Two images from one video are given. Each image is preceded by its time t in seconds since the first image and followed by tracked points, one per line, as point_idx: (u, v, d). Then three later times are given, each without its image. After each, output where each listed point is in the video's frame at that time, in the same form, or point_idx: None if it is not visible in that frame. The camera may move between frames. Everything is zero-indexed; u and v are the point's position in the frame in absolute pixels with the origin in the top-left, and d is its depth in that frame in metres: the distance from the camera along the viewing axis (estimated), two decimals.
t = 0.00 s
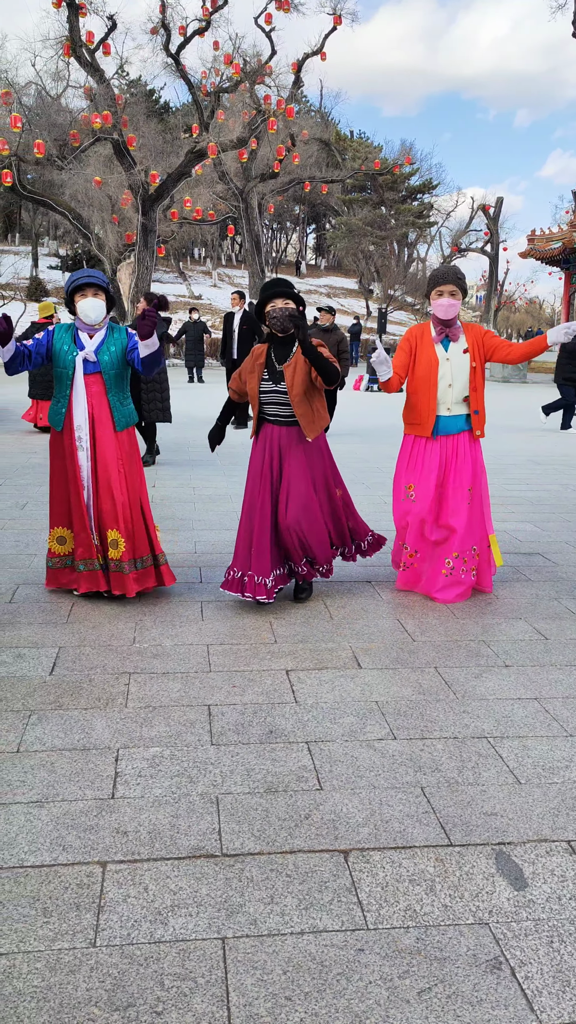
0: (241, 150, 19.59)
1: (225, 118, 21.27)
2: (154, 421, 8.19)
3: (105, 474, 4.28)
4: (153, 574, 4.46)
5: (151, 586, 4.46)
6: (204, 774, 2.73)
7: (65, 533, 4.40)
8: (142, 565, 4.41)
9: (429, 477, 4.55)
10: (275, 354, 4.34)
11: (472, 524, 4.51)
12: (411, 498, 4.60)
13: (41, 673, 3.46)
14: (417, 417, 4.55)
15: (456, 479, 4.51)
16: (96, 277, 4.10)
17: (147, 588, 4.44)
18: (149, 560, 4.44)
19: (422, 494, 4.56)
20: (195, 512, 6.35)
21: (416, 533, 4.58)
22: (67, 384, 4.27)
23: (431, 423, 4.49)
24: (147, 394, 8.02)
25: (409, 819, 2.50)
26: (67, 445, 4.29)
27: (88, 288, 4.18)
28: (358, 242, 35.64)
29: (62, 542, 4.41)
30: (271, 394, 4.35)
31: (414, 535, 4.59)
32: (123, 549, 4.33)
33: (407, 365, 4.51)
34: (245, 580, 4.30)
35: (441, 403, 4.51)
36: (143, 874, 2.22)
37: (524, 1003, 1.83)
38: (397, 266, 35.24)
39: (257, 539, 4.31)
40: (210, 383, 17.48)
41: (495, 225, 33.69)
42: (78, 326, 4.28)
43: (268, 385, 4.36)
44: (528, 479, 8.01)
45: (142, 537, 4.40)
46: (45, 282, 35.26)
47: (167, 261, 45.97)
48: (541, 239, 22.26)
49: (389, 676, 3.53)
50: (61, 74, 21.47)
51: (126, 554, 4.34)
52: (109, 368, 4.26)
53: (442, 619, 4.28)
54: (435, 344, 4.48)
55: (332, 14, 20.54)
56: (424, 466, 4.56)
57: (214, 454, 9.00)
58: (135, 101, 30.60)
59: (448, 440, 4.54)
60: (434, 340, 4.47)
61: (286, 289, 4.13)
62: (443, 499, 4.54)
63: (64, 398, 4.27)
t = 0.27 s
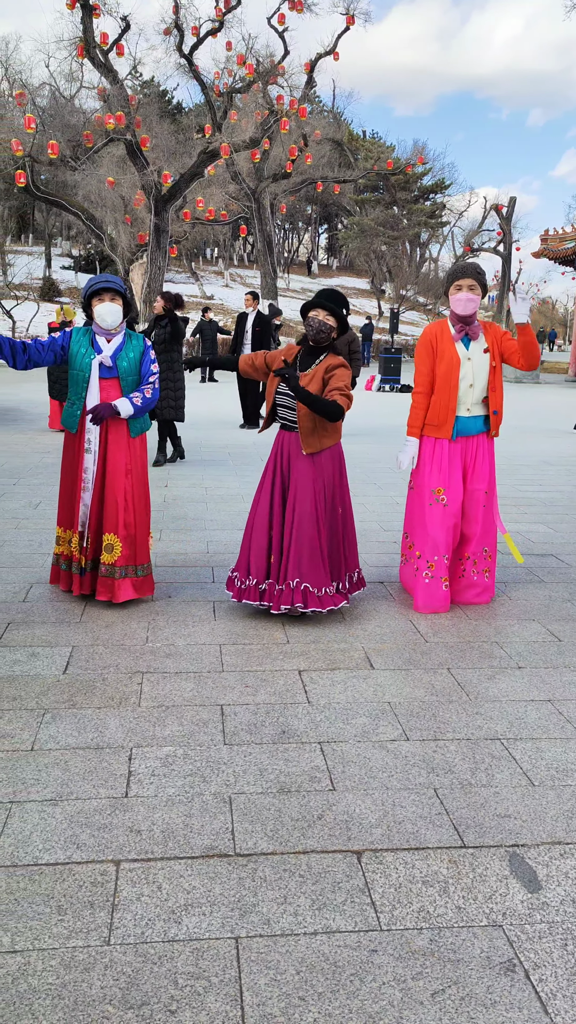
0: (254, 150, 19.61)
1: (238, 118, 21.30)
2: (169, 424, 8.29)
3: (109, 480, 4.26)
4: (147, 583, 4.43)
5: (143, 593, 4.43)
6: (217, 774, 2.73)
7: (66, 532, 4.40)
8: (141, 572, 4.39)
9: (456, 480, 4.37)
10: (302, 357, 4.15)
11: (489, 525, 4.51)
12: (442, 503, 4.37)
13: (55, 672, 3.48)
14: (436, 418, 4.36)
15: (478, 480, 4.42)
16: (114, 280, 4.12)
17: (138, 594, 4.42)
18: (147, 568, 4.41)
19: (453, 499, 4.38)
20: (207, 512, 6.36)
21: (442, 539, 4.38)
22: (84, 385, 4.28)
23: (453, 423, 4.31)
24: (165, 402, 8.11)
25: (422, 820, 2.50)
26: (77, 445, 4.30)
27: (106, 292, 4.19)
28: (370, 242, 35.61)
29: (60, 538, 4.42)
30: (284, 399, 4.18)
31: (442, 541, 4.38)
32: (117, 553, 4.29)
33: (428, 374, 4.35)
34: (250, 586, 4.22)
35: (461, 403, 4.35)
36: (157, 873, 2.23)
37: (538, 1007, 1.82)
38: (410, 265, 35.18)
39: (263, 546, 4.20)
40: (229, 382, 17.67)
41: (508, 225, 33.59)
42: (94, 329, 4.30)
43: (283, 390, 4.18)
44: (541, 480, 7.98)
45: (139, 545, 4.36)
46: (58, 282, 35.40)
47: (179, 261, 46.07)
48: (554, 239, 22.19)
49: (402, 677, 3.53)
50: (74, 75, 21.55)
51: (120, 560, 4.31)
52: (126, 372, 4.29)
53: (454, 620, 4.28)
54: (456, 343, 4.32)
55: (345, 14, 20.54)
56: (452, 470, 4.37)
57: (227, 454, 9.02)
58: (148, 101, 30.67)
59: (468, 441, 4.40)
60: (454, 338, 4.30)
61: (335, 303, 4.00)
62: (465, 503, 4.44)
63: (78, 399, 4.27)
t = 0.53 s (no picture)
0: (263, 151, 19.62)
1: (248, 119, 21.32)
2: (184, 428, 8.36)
3: (127, 473, 4.34)
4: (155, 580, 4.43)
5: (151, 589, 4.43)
6: (226, 773, 2.74)
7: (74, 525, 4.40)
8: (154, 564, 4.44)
9: (458, 481, 4.37)
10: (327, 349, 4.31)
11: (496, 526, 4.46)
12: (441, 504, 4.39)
13: (64, 671, 3.49)
14: (439, 412, 4.36)
15: (482, 482, 4.39)
16: (139, 280, 4.16)
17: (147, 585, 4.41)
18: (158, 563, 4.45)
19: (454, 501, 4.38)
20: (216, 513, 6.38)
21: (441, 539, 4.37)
22: (107, 377, 4.29)
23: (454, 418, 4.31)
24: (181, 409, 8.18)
25: (432, 821, 2.50)
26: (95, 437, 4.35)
27: (130, 289, 4.24)
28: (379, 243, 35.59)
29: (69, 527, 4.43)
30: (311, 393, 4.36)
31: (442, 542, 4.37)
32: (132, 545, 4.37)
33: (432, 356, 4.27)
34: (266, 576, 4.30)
35: (464, 398, 4.35)
36: (166, 872, 2.24)
37: (548, 1008, 1.82)
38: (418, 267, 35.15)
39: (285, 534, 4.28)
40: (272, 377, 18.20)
41: (517, 226, 33.50)
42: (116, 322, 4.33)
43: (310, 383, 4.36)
44: (550, 481, 7.96)
45: (150, 540, 4.40)
46: (68, 283, 35.53)
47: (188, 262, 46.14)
48: (563, 239, 22.14)
49: (410, 677, 3.54)
50: (84, 76, 21.61)
51: (127, 553, 4.38)
52: (149, 370, 4.35)
53: (463, 620, 4.28)
54: (461, 336, 4.31)
55: (355, 15, 20.54)
56: (453, 472, 4.37)
57: (236, 455, 9.03)
58: (158, 103, 30.73)
59: (472, 441, 4.38)
60: (458, 331, 4.30)
61: (350, 290, 4.14)
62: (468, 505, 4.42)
63: (102, 391, 4.28)
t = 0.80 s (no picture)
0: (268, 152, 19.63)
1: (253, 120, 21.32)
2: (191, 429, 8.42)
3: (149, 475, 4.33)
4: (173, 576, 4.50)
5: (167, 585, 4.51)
6: (230, 774, 2.74)
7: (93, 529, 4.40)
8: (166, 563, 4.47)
9: (457, 483, 4.36)
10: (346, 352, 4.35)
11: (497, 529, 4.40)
12: (440, 507, 4.39)
13: (69, 671, 3.49)
14: (439, 416, 4.34)
15: (483, 484, 4.35)
16: (152, 282, 4.15)
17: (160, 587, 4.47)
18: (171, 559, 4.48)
19: (452, 503, 4.37)
20: (220, 513, 6.38)
21: (440, 541, 4.39)
22: (121, 377, 4.30)
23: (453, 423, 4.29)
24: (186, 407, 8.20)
25: (435, 822, 2.50)
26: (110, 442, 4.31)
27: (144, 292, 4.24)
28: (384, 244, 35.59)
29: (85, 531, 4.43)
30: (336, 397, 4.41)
31: (442, 544, 4.39)
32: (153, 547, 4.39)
33: (441, 357, 4.23)
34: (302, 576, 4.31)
35: (465, 402, 4.33)
36: (170, 872, 2.24)
37: (552, 1010, 1.81)
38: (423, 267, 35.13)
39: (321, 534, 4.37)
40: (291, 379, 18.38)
41: (522, 226, 33.47)
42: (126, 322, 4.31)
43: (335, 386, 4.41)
44: (554, 482, 7.96)
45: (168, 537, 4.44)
46: (72, 283, 35.58)
47: (192, 262, 46.17)
48: (569, 240, 22.11)
49: (413, 677, 3.54)
50: (90, 78, 21.65)
51: (152, 553, 4.40)
52: (164, 371, 4.35)
53: (468, 621, 4.28)
54: (463, 340, 4.29)
55: (360, 15, 20.53)
56: (452, 473, 4.36)
57: (241, 455, 9.04)
58: (163, 103, 30.76)
59: (473, 443, 4.37)
60: (461, 334, 4.28)
61: (358, 289, 4.21)
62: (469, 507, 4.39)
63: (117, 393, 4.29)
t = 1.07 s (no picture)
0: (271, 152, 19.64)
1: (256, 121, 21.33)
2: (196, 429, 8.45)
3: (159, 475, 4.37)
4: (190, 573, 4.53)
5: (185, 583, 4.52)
6: (232, 774, 2.74)
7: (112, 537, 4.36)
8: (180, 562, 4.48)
9: (462, 493, 4.34)
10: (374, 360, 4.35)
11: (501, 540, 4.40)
12: (445, 515, 4.37)
13: (70, 671, 3.49)
14: (444, 429, 4.34)
15: (487, 495, 4.35)
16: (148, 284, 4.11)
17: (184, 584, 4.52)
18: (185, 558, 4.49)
19: (457, 512, 4.35)
20: (222, 513, 6.38)
21: (445, 550, 4.38)
22: (121, 381, 4.28)
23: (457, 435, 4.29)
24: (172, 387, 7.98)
25: (436, 823, 2.50)
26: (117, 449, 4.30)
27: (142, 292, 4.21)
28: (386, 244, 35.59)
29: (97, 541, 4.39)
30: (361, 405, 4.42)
31: (447, 552, 4.37)
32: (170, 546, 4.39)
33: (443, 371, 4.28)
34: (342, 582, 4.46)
35: (468, 415, 4.32)
36: (171, 873, 2.24)
37: (553, 1011, 1.81)
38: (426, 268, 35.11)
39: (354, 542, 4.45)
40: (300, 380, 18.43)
41: (525, 227, 33.45)
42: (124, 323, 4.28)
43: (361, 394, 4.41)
44: (557, 483, 7.95)
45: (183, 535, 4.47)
46: (75, 283, 35.61)
47: (195, 263, 46.23)
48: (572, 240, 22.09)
49: (416, 677, 3.54)
50: (93, 78, 21.67)
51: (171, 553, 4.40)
52: (163, 369, 4.35)
53: (470, 622, 4.28)
54: (466, 353, 4.29)
55: (363, 16, 20.53)
56: (457, 483, 4.35)
57: (243, 455, 9.04)
58: (165, 104, 30.81)
59: (476, 455, 4.36)
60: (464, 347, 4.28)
61: (391, 299, 4.21)
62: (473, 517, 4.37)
63: (118, 397, 4.27)
